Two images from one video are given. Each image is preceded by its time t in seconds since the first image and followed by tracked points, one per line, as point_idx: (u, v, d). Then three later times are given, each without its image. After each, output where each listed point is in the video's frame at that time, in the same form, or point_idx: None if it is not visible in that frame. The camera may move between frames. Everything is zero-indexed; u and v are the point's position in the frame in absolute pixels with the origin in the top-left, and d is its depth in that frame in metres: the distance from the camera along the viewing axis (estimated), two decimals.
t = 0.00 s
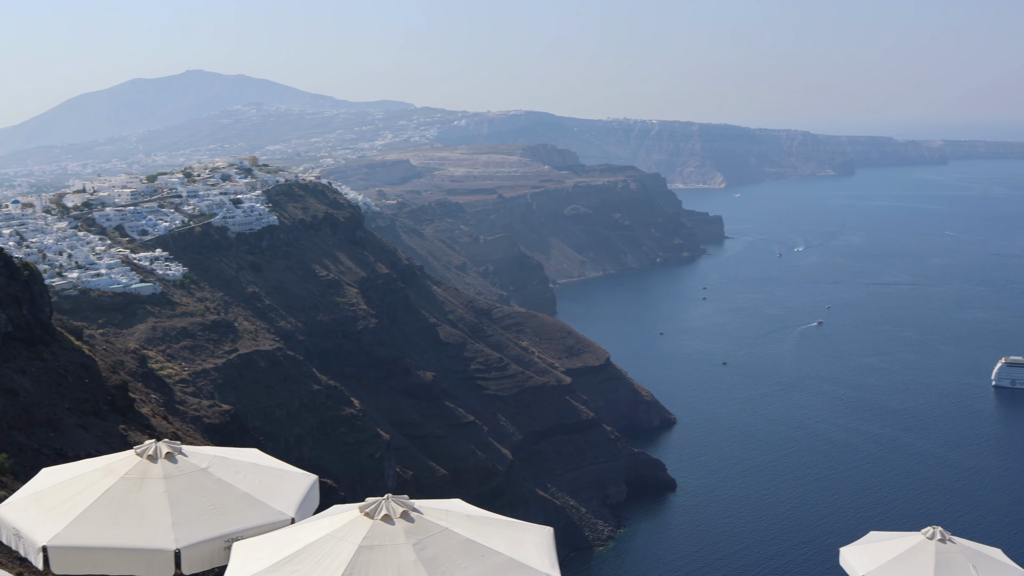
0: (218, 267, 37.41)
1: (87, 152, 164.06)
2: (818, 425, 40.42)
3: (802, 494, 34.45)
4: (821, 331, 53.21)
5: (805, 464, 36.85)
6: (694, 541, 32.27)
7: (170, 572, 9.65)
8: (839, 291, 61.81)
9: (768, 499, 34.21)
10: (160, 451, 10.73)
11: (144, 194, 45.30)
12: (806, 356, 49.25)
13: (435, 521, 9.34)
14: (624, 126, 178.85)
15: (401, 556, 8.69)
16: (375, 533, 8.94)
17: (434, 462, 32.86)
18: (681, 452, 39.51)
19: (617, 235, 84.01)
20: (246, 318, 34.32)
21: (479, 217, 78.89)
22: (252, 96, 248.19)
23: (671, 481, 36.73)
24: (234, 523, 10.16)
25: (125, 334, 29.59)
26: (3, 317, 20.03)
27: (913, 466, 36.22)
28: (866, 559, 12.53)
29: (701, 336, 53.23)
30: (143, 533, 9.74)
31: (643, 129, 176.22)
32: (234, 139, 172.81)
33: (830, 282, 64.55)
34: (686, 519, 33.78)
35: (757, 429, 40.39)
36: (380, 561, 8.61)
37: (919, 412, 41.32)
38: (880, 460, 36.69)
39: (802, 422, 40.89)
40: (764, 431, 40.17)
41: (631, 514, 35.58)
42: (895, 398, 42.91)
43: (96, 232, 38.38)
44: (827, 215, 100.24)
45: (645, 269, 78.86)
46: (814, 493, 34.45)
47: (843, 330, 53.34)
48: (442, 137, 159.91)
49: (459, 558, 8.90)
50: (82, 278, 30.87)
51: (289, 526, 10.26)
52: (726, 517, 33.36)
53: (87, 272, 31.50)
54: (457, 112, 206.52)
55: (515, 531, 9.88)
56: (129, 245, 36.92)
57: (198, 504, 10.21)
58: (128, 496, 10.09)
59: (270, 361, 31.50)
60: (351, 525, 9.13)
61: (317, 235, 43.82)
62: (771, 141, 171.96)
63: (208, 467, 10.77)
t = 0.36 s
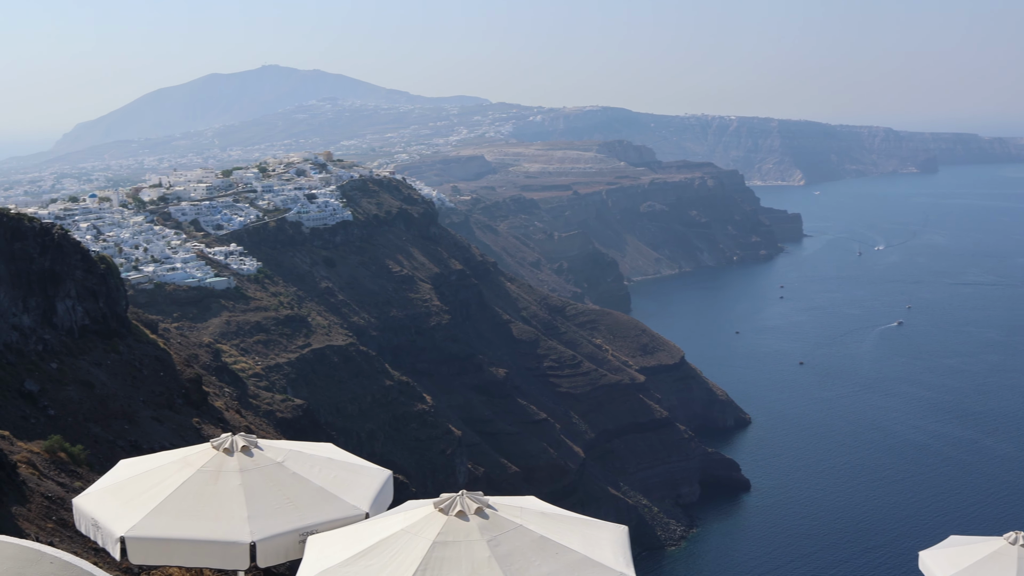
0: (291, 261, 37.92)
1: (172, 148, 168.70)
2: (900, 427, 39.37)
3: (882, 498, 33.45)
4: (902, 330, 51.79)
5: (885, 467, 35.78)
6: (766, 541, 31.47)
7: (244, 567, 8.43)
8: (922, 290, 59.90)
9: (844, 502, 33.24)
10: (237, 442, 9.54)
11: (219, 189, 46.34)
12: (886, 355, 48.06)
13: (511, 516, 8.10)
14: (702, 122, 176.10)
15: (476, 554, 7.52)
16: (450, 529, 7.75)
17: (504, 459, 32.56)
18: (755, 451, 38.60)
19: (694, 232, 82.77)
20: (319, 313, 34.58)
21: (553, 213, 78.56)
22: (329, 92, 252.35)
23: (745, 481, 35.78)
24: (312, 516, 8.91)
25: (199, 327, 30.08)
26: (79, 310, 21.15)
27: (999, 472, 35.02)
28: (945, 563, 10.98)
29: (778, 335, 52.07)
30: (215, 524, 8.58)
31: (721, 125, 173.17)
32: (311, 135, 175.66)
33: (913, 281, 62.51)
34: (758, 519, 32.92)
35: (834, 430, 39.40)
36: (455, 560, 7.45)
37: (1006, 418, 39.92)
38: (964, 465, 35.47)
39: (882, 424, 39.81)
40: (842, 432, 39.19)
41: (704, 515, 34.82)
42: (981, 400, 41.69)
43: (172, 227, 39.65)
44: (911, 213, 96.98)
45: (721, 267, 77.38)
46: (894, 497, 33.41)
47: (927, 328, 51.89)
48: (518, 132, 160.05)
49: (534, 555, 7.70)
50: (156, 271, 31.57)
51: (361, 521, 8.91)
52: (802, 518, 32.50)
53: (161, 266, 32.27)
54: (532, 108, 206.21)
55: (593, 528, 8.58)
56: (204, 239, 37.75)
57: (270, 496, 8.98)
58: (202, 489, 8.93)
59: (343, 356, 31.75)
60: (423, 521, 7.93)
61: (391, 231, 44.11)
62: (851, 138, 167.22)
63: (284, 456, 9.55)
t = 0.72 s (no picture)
0: (364, 257, 38.24)
1: (251, 143, 172.49)
2: (981, 432, 38.03)
3: (960, 504, 32.25)
4: (981, 332, 50.17)
5: (964, 473, 34.53)
6: (836, 544, 30.53)
7: (317, 562, 7.62)
8: (1004, 292, 57.89)
9: (920, 506, 32.09)
10: (311, 434, 8.69)
11: (294, 184, 47.11)
12: (967, 357, 46.63)
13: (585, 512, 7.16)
14: (777, 118, 172.64)
15: (550, 552, 6.62)
16: (525, 524, 6.85)
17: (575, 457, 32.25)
18: (828, 453, 37.55)
19: (769, 230, 81.45)
20: (391, 309, 34.71)
21: (626, 211, 77.93)
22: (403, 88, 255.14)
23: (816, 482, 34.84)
24: (387, 509, 8.03)
25: (272, 322, 30.48)
26: (155, 303, 21.62)
27: None
28: None
29: (854, 335, 50.68)
30: (286, 515, 7.79)
31: (796, 121, 169.48)
32: (385, 131, 177.81)
33: (996, 282, 60.26)
34: (828, 524, 31.93)
35: (911, 431, 38.19)
36: (530, 559, 6.55)
37: None
38: None
39: (961, 428, 38.45)
40: (920, 434, 37.90)
41: (776, 517, 33.98)
42: None
43: (248, 222, 40.47)
44: (996, 212, 93.49)
45: (796, 265, 75.71)
46: (973, 505, 32.17)
47: (1009, 331, 50.26)
48: (591, 129, 159.41)
49: (608, 553, 6.74)
50: (231, 266, 32.18)
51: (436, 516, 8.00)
52: (874, 521, 31.47)
53: (236, 261, 32.91)
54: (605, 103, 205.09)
55: (674, 527, 7.55)
56: (279, 234, 38.36)
57: (344, 486, 8.14)
58: (274, 479, 8.15)
59: (414, 352, 31.88)
60: (495, 517, 7.05)
61: (464, 227, 44.15)
62: (932, 134, 161.95)
63: (360, 449, 8.70)
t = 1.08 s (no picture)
0: (436, 255, 38.50)
1: (324, 141, 174.98)
2: None
3: None
4: None
5: None
6: (907, 547, 29.57)
7: (392, 558, 7.31)
8: None
9: (997, 512, 30.93)
10: (387, 432, 8.31)
11: (367, 181, 47.62)
12: None
13: (662, 507, 6.90)
14: (850, 116, 168.52)
15: (626, 550, 6.40)
16: (600, 522, 6.63)
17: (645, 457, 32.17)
18: (899, 456, 36.49)
19: (841, 229, 79.49)
20: (463, 306, 34.84)
21: (697, 209, 76.85)
22: (473, 86, 255.90)
23: (889, 485, 33.61)
24: (462, 505, 7.65)
25: (345, 319, 30.89)
26: (230, 298, 22.02)
27: None
28: None
29: (931, 336, 49.19)
30: (361, 509, 7.49)
31: (870, 118, 165.20)
32: (456, 128, 178.85)
33: None
34: (899, 526, 30.96)
35: (989, 436, 36.91)
36: (606, 556, 6.35)
37: None
38: None
39: None
40: (999, 440, 36.59)
41: (847, 520, 33.12)
42: None
43: (322, 219, 41.16)
44: None
45: (869, 264, 73.78)
46: None
47: None
48: (661, 126, 157.78)
49: (683, 553, 6.50)
50: (304, 263, 32.76)
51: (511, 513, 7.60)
52: (948, 525, 30.41)
53: (310, 258, 33.50)
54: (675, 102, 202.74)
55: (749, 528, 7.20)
56: (352, 232, 38.91)
57: (420, 482, 7.78)
58: (351, 474, 7.83)
59: (485, 350, 31.93)
60: (569, 514, 6.84)
61: (535, 225, 44.07)
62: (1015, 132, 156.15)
63: (436, 444, 8.28)
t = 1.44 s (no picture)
0: (508, 254, 38.57)
1: (396, 141, 176.72)
2: None
3: None
4: None
5: None
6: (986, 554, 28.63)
7: (469, 555, 7.14)
8: None
9: None
10: (463, 426, 8.02)
11: (439, 180, 47.85)
12: None
13: (738, 507, 6.67)
14: (925, 115, 163.86)
15: (702, 552, 6.20)
16: (676, 522, 6.41)
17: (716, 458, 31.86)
18: (976, 463, 35.61)
19: (915, 229, 77.27)
20: (534, 305, 34.78)
21: (768, 209, 75.35)
22: (543, 85, 255.47)
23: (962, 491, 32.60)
24: (538, 502, 7.39)
25: (417, 317, 31.11)
26: (304, 296, 22.35)
27: None
28: None
29: (1009, 341, 47.61)
30: (438, 505, 7.30)
31: (946, 117, 160.41)
32: (527, 128, 178.75)
33: None
34: (978, 532, 30.05)
35: None
36: (683, 557, 6.17)
37: None
38: None
39: None
40: None
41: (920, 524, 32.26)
42: None
43: (394, 218, 41.60)
44: None
45: (944, 266, 71.62)
46: None
47: None
48: (733, 126, 155.41)
49: (760, 555, 6.28)
50: (376, 262, 33.13)
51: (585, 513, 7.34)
52: None
53: (382, 257, 33.84)
54: (746, 102, 199.57)
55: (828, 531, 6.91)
56: (424, 231, 39.26)
57: (496, 478, 7.53)
58: (427, 470, 7.60)
59: (555, 349, 31.85)
60: (643, 512, 6.65)
61: (606, 224, 43.78)
62: None
63: (512, 440, 7.97)
